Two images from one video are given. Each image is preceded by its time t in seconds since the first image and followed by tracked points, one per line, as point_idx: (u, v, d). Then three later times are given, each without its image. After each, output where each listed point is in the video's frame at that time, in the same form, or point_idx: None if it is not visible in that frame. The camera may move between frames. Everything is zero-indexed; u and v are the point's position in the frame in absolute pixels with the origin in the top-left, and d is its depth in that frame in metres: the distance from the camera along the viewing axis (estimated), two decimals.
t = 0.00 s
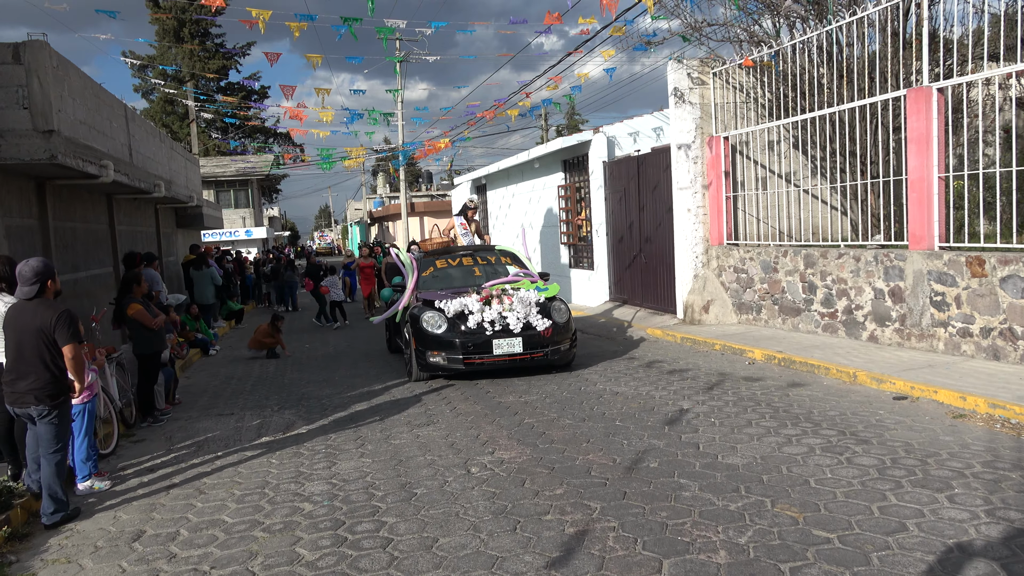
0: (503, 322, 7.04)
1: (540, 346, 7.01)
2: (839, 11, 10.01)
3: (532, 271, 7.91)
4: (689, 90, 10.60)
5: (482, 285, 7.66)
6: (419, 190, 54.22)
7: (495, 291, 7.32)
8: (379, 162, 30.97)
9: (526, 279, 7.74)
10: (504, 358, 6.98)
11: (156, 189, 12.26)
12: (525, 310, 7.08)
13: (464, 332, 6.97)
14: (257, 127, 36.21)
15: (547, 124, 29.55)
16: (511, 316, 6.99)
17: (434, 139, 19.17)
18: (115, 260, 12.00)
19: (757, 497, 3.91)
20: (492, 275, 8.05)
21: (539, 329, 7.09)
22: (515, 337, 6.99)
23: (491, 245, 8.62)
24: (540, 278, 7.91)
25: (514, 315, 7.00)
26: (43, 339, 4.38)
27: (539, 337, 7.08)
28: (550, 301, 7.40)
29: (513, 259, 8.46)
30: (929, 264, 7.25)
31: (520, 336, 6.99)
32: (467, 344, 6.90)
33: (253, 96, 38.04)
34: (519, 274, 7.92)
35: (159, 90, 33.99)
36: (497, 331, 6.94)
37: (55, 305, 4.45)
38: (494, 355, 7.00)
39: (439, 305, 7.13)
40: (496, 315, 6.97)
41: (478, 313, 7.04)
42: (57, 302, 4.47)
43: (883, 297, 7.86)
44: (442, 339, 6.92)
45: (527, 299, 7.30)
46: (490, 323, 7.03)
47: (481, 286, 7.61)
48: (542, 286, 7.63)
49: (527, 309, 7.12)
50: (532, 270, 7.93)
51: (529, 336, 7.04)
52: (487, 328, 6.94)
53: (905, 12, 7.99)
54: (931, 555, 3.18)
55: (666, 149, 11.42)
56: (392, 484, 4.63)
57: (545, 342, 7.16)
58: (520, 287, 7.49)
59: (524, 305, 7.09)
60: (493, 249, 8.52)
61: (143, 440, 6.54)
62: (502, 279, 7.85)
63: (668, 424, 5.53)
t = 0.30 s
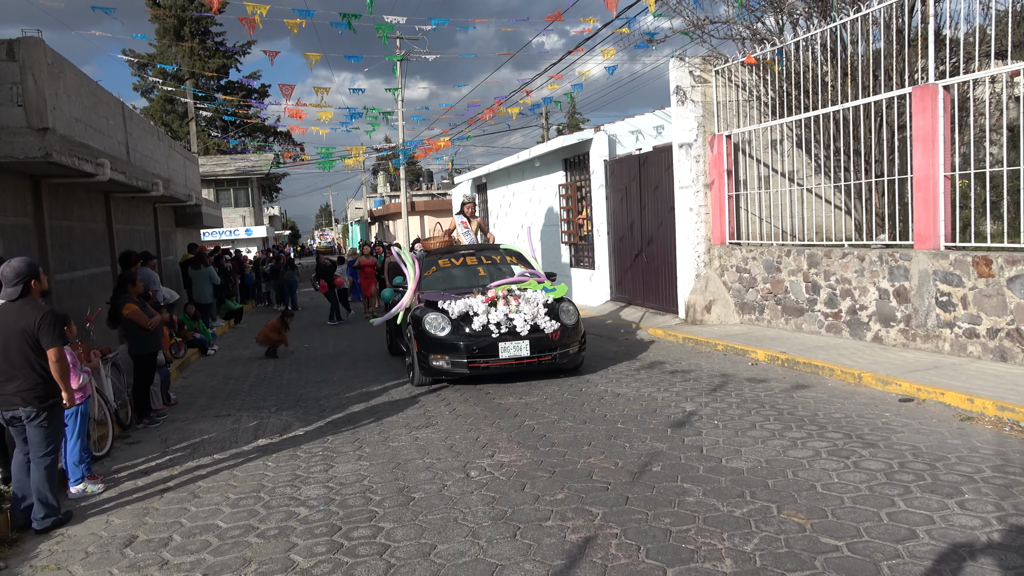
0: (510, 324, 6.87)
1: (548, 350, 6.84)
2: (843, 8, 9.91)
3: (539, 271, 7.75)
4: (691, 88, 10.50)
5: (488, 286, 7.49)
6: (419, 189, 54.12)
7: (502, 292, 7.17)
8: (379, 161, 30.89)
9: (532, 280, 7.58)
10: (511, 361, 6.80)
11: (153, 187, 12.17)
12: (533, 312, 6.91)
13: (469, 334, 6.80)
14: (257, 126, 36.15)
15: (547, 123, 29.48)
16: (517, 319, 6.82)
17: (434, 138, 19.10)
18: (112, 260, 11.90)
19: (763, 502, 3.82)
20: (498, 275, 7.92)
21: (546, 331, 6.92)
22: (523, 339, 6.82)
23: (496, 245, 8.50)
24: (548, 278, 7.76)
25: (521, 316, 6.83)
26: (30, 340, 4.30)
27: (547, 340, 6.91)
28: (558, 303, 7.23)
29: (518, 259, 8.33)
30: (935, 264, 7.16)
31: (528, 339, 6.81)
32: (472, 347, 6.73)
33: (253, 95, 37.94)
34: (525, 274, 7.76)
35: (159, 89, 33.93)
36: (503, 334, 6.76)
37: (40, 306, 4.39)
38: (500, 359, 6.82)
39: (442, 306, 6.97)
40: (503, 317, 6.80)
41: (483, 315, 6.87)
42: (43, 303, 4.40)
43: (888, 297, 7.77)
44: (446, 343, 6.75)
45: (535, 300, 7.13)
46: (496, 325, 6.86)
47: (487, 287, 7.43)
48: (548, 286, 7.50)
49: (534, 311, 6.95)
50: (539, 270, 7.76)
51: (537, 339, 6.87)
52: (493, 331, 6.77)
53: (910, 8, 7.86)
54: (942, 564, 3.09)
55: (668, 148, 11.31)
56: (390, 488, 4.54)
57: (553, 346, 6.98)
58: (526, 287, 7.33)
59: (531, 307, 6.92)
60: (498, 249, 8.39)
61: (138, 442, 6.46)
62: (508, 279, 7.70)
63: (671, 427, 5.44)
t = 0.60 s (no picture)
0: (519, 323, 6.68)
1: (558, 351, 6.68)
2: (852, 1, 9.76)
3: (548, 268, 7.55)
4: (696, 82, 10.34)
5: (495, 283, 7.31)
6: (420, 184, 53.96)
7: (509, 289, 6.99)
8: (380, 156, 30.73)
9: (541, 276, 7.39)
10: (519, 362, 6.61)
11: (152, 180, 12.04)
12: (542, 310, 6.72)
13: (476, 333, 6.61)
14: (257, 119, 35.99)
15: (549, 118, 29.33)
16: (527, 317, 6.63)
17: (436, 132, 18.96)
18: (110, 253, 11.80)
19: (774, 506, 3.71)
20: (504, 271, 7.74)
21: (557, 331, 6.72)
22: (532, 339, 6.63)
23: (503, 240, 8.28)
24: (557, 274, 7.60)
25: (530, 315, 6.64)
26: (14, 334, 4.18)
27: (557, 340, 6.72)
28: (568, 300, 7.04)
29: (526, 254, 8.14)
30: (945, 262, 7.04)
31: (537, 338, 6.63)
32: (479, 347, 6.54)
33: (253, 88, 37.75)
34: (533, 271, 7.59)
35: (159, 82, 33.76)
36: (512, 333, 6.57)
37: (21, 299, 4.25)
38: (508, 359, 6.61)
39: (448, 304, 6.78)
40: (511, 316, 6.61)
41: (491, 313, 6.67)
42: (24, 295, 4.27)
43: (896, 295, 7.65)
44: (452, 342, 6.56)
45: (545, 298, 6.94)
46: (505, 324, 6.66)
47: (493, 284, 7.22)
48: (558, 283, 7.29)
49: (544, 309, 6.75)
50: (547, 267, 7.57)
51: (547, 339, 6.67)
52: (502, 330, 6.57)
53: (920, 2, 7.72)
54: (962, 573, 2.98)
55: (673, 142, 11.17)
56: (390, 489, 4.44)
57: (564, 346, 6.79)
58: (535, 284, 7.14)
59: (541, 305, 6.73)
60: (504, 244, 8.21)
61: (134, 439, 6.35)
62: (515, 275, 7.53)
63: (677, 426, 5.34)
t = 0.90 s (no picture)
0: (527, 325, 6.49)
1: (568, 354, 6.48)
2: None
3: (557, 268, 7.27)
4: (700, 79, 10.23)
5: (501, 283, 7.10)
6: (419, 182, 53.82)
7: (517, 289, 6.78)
8: (380, 153, 30.59)
9: (550, 275, 7.13)
10: (527, 366, 6.43)
11: (150, 176, 11.92)
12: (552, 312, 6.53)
13: (483, 336, 6.42)
14: (257, 116, 35.83)
15: (550, 116, 29.19)
16: (535, 319, 6.44)
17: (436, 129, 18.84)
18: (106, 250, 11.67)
19: (785, 515, 3.60)
20: (509, 271, 7.61)
21: (567, 333, 6.54)
22: (540, 342, 6.44)
23: (509, 238, 8.14)
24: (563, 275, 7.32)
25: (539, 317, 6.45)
26: None
27: (567, 343, 6.53)
28: (579, 302, 6.81)
29: (533, 252, 7.99)
30: (954, 263, 6.93)
31: (546, 342, 6.44)
32: (485, 350, 6.35)
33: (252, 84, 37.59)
34: (542, 269, 7.31)
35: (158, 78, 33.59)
36: (519, 336, 6.40)
37: None
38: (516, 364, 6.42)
39: (453, 305, 6.59)
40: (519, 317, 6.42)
41: (498, 314, 6.47)
42: None
43: (903, 296, 7.54)
44: (456, 345, 6.39)
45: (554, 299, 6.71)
46: (513, 326, 6.47)
47: (500, 284, 7.00)
48: (567, 284, 7.04)
49: (553, 310, 6.56)
50: (556, 265, 7.32)
51: (556, 342, 6.48)
52: (509, 333, 6.39)
53: None
54: None
55: (676, 140, 11.04)
56: (389, 494, 4.32)
57: (575, 349, 6.58)
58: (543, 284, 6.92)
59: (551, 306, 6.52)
60: (511, 242, 8.07)
61: (128, 439, 6.24)
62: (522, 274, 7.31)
63: (682, 430, 5.22)
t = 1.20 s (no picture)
0: (525, 326, 6.23)
1: (567, 356, 6.24)
2: None
3: (554, 266, 7.16)
4: (690, 76, 10.16)
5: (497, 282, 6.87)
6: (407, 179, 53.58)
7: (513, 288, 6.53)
8: (368, 149, 30.38)
9: (546, 274, 7.03)
10: (525, 369, 6.17)
11: (132, 172, 11.70)
12: (551, 312, 6.27)
13: (478, 337, 6.15)
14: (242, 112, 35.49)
15: (538, 113, 29.10)
16: (534, 320, 6.17)
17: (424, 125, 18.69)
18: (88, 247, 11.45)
19: (780, 517, 3.54)
20: (503, 269, 7.41)
21: (566, 335, 6.29)
22: (539, 344, 6.19)
23: (504, 235, 7.97)
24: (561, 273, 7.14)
25: (537, 317, 6.20)
26: None
27: (567, 345, 6.28)
28: (578, 301, 6.59)
29: (529, 250, 7.80)
30: (945, 260, 6.91)
31: (545, 344, 6.19)
32: (481, 352, 6.09)
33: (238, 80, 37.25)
34: (538, 268, 7.19)
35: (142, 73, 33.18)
36: (517, 338, 6.14)
37: None
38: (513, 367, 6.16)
39: (447, 305, 6.32)
40: (517, 318, 6.15)
41: (494, 315, 6.21)
42: None
43: (894, 294, 7.52)
44: (451, 347, 6.11)
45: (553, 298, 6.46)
46: (510, 326, 6.20)
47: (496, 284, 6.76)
48: (565, 282, 6.84)
49: (552, 311, 6.30)
50: (553, 264, 7.20)
51: (555, 344, 6.23)
52: (506, 334, 6.12)
53: None
54: None
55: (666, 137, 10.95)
56: (376, 497, 4.22)
57: (574, 351, 6.33)
58: (540, 283, 6.68)
59: (550, 306, 6.26)
60: (506, 240, 7.88)
61: (108, 441, 6.09)
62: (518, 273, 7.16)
63: (675, 430, 5.15)
